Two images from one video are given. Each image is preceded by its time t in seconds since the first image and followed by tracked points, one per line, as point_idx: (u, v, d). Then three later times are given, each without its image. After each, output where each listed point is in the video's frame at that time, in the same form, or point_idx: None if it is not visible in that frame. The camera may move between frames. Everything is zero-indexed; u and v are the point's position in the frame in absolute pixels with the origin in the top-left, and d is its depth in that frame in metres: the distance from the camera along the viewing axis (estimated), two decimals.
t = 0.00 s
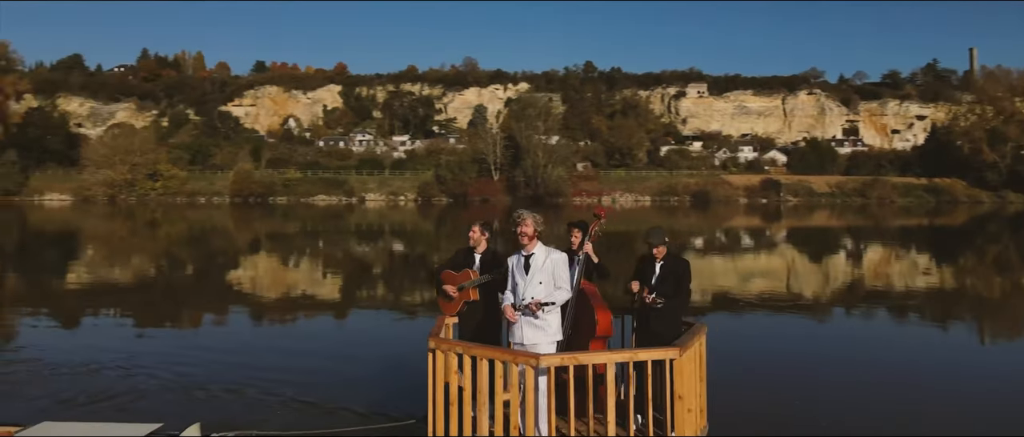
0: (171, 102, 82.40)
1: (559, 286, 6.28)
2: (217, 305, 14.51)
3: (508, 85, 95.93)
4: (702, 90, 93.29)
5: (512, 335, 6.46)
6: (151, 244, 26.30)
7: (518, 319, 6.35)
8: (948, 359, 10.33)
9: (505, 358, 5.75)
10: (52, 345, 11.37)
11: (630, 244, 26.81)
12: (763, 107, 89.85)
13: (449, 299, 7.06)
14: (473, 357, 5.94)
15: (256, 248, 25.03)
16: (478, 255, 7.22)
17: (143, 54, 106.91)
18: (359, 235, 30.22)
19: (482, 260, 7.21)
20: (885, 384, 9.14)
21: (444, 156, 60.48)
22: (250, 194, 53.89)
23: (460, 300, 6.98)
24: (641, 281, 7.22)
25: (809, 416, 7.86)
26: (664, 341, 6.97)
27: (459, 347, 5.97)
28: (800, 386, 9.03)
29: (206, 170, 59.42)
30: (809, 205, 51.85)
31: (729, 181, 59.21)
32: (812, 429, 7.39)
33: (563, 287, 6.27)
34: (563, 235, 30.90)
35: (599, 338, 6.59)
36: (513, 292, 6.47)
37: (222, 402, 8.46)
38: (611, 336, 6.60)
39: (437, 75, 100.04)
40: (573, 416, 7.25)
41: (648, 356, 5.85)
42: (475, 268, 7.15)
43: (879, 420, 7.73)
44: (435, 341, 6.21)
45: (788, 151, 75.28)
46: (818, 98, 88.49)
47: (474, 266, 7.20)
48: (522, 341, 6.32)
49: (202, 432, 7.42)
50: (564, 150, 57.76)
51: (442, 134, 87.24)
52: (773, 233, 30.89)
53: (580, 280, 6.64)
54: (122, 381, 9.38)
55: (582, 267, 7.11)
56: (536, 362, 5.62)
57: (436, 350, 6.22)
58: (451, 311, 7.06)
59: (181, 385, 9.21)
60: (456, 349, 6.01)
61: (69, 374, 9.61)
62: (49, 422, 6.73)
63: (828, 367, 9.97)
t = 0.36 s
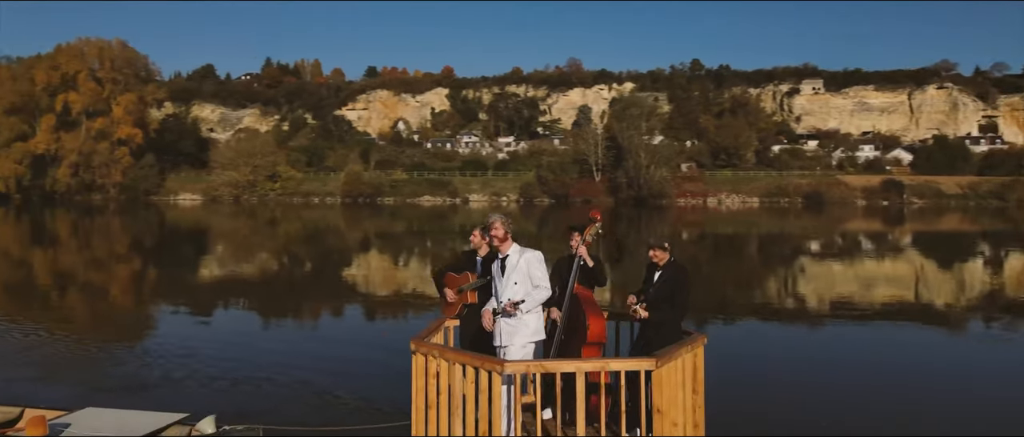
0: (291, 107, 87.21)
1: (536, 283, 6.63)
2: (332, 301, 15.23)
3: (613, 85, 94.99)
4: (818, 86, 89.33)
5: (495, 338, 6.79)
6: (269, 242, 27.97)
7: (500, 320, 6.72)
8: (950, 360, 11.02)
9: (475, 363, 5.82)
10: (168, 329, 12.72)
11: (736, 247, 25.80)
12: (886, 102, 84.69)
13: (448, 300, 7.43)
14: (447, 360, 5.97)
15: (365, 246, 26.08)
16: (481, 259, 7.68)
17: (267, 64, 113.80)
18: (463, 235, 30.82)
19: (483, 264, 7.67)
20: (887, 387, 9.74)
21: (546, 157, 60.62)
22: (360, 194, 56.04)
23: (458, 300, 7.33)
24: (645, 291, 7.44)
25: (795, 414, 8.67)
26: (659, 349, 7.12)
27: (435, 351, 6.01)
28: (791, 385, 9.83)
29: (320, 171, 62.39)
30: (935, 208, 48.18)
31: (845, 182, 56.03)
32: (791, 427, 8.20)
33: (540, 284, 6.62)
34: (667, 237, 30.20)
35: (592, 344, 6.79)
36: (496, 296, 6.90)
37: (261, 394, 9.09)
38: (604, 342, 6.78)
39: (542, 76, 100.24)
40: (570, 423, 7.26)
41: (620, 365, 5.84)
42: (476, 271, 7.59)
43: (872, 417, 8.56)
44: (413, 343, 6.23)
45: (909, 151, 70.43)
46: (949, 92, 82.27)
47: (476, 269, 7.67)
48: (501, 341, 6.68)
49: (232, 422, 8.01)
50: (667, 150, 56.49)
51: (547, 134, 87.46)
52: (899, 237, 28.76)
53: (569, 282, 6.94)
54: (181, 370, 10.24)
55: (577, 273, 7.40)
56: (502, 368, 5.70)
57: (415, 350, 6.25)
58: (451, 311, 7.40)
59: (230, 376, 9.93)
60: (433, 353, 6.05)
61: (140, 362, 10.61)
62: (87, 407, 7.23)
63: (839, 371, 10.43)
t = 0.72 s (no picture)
0: (360, 111, 89.34)
1: (520, 284, 6.50)
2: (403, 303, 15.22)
3: (681, 86, 93.52)
4: (898, 85, 85.95)
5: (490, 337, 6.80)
6: (337, 242, 28.71)
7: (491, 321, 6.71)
8: (960, 362, 10.89)
9: (465, 364, 5.68)
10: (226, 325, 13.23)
11: (807, 251, 24.93)
12: (972, 101, 80.46)
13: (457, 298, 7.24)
14: (441, 361, 5.85)
15: (429, 248, 26.42)
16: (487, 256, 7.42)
17: (339, 69, 117.02)
18: (525, 237, 30.90)
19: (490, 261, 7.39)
20: (893, 386, 9.65)
21: (609, 160, 60.14)
22: (424, 196, 56.78)
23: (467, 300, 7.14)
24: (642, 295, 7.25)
25: (792, 413, 8.50)
26: (654, 353, 6.95)
27: (430, 351, 5.90)
28: (791, 386, 9.60)
29: (387, 174, 63.63)
30: None
31: (926, 184, 53.47)
32: (785, 427, 8.02)
33: (524, 285, 6.48)
34: (733, 240, 29.51)
35: (594, 345, 6.60)
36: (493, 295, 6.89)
37: (289, 391, 9.32)
38: (606, 345, 6.60)
39: (607, 77, 99.52)
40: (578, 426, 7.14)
41: (609, 368, 5.61)
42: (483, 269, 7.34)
43: (873, 418, 8.39)
44: (412, 342, 6.13)
45: (994, 151, 66.62)
46: None
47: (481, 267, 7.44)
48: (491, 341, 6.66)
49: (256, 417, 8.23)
50: (734, 151, 55.18)
51: (612, 136, 86.82)
52: (985, 243, 27.18)
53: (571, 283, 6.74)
54: (220, 365, 10.60)
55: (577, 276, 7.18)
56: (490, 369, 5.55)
57: (413, 350, 6.15)
58: (461, 310, 7.24)
59: (265, 372, 10.22)
60: (427, 352, 5.95)
61: (187, 355, 11.06)
62: (121, 400, 7.74)
63: (845, 370, 10.41)
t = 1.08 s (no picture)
0: (384, 111, 89.85)
1: (523, 291, 6.40)
2: (421, 304, 15.15)
3: (706, 85, 92.83)
4: (928, 82, 83.57)
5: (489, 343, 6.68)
6: (360, 241, 28.87)
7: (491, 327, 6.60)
8: (984, 361, 10.80)
9: (466, 367, 5.66)
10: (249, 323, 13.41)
11: (833, 252, 24.56)
12: (1005, 99, 78.75)
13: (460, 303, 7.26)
14: (445, 362, 5.85)
15: (452, 247, 26.49)
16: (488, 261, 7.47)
17: (364, 69, 117.87)
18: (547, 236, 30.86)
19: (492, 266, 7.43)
20: (897, 387, 9.50)
21: (632, 159, 59.84)
22: (447, 195, 56.91)
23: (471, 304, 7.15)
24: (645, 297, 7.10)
25: (787, 413, 8.38)
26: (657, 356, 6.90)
27: (434, 352, 5.92)
28: (793, 385, 9.50)
29: (410, 173, 63.92)
30: None
31: (957, 183, 52.48)
32: (776, 427, 7.88)
33: (526, 292, 6.39)
34: (757, 240, 29.21)
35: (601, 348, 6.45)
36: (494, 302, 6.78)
37: (303, 390, 9.35)
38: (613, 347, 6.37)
39: (631, 77, 98.97)
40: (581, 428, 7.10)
41: (610, 372, 5.60)
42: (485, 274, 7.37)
43: (871, 418, 8.25)
44: (417, 345, 6.15)
45: None
46: None
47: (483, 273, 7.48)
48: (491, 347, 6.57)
49: (269, 417, 8.27)
50: (759, 151, 54.62)
51: (636, 136, 86.36)
52: (1018, 244, 26.58)
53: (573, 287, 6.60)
54: (238, 362, 10.70)
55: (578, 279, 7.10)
56: (491, 373, 5.53)
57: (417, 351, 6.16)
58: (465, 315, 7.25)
59: (279, 370, 10.27)
60: (431, 355, 5.97)
61: (203, 353, 11.20)
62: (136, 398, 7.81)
63: (867, 368, 10.39)
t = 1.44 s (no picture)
0: (383, 110, 89.78)
1: (539, 300, 6.29)
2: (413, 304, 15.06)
3: (705, 84, 92.86)
4: (927, 82, 83.59)
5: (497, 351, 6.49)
6: (359, 241, 28.85)
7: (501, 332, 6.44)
8: (984, 360, 10.87)
9: (479, 370, 5.66)
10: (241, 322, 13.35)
11: (831, 252, 24.55)
12: (1003, 99, 78.81)
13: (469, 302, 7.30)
14: (455, 365, 5.85)
15: (451, 247, 26.45)
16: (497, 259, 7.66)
17: (362, 69, 117.79)
18: (545, 236, 30.89)
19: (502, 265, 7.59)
20: (895, 387, 9.51)
21: (632, 159, 59.84)
22: (446, 195, 56.86)
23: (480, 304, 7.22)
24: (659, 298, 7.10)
25: (784, 413, 8.39)
26: (666, 357, 6.97)
27: (444, 354, 5.93)
28: (790, 385, 9.51)
29: (408, 173, 63.85)
30: None
31: (955, 183, 52.51)
32: (774, 427, 7.89)
33: (543, 302, 6.27)
34: (756, 239, 29.25)
35: (610, 350, 6.49)
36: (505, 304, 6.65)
37: (305, 390, 9.35)
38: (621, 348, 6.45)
39: (630, 76, 98.93)
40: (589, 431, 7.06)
41: (621, 374, 5.60)
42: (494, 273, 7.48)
43: (868, 417, 8.28)
44: (426, 347, 6.16)
45: None
46: None
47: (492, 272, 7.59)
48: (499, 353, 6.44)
49: (270, 417, 8.25)
50: (758, 151, 54.64)
51: (635, 136, 86.34)
52: (1016, 244, 26.65)
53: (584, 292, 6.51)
54: (238, 361, 10.69)
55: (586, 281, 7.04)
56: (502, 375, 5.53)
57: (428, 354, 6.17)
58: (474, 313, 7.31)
59: (278, 369, 10.28)
60: (441, 357, 5.98)
61: (202, 353, 11.18)
62: (142, 399, 7.81)
63: (866, 367, 10.47)
